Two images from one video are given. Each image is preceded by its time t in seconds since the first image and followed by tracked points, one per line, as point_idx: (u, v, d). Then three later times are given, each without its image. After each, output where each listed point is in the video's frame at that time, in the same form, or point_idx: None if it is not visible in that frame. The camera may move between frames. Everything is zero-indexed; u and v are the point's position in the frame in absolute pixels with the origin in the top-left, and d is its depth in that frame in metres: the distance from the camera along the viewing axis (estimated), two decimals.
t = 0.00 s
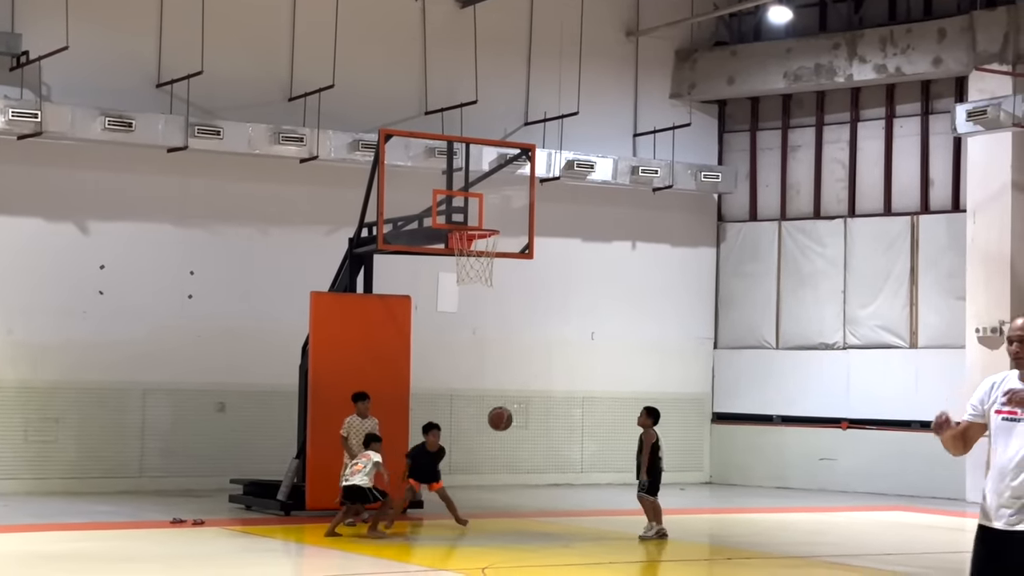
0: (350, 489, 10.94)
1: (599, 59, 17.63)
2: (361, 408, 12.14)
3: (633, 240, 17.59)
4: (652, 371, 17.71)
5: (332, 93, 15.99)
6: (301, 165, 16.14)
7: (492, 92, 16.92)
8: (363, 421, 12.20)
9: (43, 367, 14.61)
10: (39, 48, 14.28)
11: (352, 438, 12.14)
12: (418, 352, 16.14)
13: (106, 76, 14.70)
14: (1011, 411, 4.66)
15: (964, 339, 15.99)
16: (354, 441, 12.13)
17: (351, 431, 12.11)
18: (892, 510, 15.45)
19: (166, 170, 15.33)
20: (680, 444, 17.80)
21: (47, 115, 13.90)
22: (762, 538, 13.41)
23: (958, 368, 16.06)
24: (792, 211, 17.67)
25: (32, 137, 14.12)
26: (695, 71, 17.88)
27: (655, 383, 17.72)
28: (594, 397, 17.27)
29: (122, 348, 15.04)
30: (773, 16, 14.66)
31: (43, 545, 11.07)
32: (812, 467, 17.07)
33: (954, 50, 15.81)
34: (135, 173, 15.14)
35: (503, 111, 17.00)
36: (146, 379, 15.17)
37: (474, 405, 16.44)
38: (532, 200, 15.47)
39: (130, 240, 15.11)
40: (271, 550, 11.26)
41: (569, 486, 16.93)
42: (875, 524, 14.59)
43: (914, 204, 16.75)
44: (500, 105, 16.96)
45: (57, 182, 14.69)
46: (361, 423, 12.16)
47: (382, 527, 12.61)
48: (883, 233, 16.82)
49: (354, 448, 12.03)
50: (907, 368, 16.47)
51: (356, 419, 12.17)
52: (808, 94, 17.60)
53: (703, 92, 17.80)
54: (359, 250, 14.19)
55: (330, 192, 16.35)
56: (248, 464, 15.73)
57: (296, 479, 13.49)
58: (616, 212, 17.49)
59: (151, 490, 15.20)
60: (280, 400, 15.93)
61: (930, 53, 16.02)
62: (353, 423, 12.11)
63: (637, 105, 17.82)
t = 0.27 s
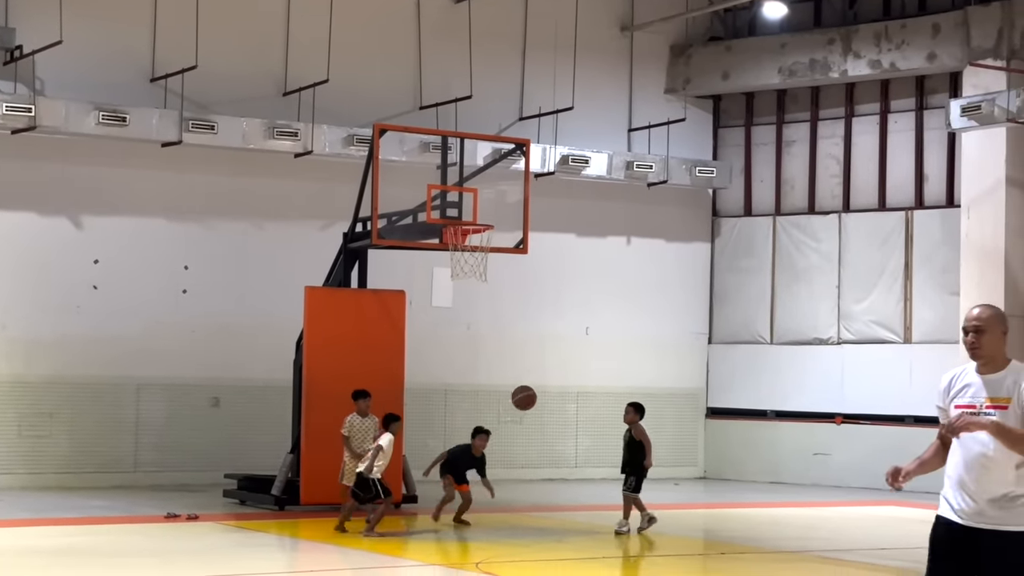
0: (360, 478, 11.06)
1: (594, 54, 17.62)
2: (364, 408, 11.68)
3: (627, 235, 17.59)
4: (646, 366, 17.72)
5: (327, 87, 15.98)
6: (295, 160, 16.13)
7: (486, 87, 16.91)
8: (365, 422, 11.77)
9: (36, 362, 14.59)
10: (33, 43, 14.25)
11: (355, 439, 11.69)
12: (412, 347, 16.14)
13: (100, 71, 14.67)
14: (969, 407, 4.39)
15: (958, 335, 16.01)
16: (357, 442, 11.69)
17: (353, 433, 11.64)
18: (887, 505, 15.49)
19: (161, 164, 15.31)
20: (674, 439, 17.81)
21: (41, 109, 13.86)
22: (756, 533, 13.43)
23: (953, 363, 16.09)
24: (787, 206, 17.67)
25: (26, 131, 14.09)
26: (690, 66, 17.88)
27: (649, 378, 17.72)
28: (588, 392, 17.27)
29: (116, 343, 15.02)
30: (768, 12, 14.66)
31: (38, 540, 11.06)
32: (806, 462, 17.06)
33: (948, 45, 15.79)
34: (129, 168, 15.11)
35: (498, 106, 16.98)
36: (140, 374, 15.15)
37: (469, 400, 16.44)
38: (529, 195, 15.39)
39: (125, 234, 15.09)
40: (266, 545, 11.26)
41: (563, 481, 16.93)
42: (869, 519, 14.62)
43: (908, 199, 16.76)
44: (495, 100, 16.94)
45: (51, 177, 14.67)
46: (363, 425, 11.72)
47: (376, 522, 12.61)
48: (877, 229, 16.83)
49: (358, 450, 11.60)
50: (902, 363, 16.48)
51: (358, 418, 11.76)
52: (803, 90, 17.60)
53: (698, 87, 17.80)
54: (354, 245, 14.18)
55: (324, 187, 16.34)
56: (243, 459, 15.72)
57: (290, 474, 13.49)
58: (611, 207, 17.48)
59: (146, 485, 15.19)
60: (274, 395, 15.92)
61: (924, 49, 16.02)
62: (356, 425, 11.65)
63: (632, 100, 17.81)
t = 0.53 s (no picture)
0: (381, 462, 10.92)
1: (589, 48, 17.60)
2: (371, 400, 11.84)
3: (622, 229, 17.59)
4: (642, 360, 17.73)
5: (322, 81, 15.96)
6: (290, 154, 16.11)
7: (481, 81, 16.89)
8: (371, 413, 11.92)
9: (32, 355, 14.58)
10: (27, 36, 14.22)
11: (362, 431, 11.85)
12: (407, 341, 16.15)
13: (95, 65, 14.65)
14: (917, 409, 4.39)
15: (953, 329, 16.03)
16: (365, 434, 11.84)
17: (361, 425, 11.83)
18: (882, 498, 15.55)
19: (155, 158, 15.30)
20: (669, 433, 17.83)
21: (36, 103, 13.85)
22: (751, 526, 13.46)
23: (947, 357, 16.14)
24: (782, 200, 17.67)
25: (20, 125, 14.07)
26: (685, 60, 17.86)
27: (644, 372, 17.74)
28: (583, 386, 17.28)
29: (111, 337, 15.02)
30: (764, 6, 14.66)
31: (32, 534, 11.07)
32: (800, 456, 17.10)
33: (943, 39, 15.81)
34: (124, 162, 15.10)
35: (493, 100, 16.97)
36: (135, 368, 15.15)
37: (464, 394, 16.45)
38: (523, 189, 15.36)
39: (119, 228, 15.08)
40: (261, 539, 11.28)
41: (558, 474, 16.95)
42: (864, 513, 14.67)
43: (903, 193, 16.76)
44: (490, 93, 16.92)
45: (45, 171, 14.65)
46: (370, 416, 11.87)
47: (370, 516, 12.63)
48: (872, 222, 16.83)
49: (367, 441, 11.77)
50: (897, 357, 16.50)
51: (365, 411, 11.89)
52: (798, 84, 17.58)
53: (693, 81, 17.78)
54: (349, 239, 14.27)
55: (319, 181, 16.33)
56: (238, 452, 15.73)
57: (286, 468, 13.51)
58: (606, 200, 17.48)
59: (141, 479, 15.20)
60: (269, 389, 15.93)
61: (919, 43, 16.02)
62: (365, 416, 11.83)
63: (627, 93, 17.79)
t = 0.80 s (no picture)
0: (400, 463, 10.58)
1: (586, 40, 17.58)
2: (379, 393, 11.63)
3: (619, 221, 17.59)
4: (639, 352, 17.74)
5: (318, 73, 15.95)
6: (287, 146, 16.11)
7: (478, 73, 16.87)
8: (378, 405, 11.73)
9: (28, 348, 14.58)
10: (23, 29, 14.20)
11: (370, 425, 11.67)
12: (405, 333, 16.16)
13: (91, 57, 14.63)
14: (853, 393, 4.22)
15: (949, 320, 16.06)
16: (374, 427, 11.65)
17: (370, 418, 11.64)
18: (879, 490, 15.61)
19: (152, 151, 15.29)
20: (666, 424, 17.84)
21: (32, 96, 13.83)
22: (747, 518, 13.49)
23: (944, 348, 16.18)
24: (779, 192, 17.68)
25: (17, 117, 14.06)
26: (682, 52, 17.85)
27: (641, 364, 17.75)
28: (580, 377, 17.29)
29: (108, 329, 15.02)
30: None
31: (29, 526, 11.08)
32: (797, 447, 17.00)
33: (939, 31, 15.81)
34: (120, 154, 15.10)
35: (490, 92, 16.95)
36: (132, 360, 15.16)
37: (460, 386, 16.46)
38: (518, 180, 15.32)
39: (116, 221, 15.07)
40: (258, 531, 11.30)
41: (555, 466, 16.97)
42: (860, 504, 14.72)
43: (899, 185, 16.76)
44: (486, 85, 16.90)
45: (42, 163, 14.64)
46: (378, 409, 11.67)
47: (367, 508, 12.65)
48: (869, 214, 16.83)
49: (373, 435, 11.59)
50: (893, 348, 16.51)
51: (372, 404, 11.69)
52: (794, 75, 17.57)
53: (690, 73, 17.76)
54: (345, 231, 14.26)
55: (315, 173, 16.33)
56: (235, 445, 15.74)
57: (283, 460, 13.53)
58: (602, 192, 17.47)
59: (139, 471, 15.21)
60: (266, 382, 15.93)
61: (915, 34, 16.02)
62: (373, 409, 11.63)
63: (623, 85, 17.76)
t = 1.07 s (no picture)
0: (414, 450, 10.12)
1: (580, 30, 17.54)
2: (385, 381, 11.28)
3: (614, 212, 17.57)
4: (633, 343, 17.73)
5: (312, 64, 15.92)
6: (281, 137, 16.08)
7: (473, 63, 16.83)
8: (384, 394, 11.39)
9: (22, 340, 14.56)
10: (16, 20, 14.16)
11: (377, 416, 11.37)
12: (399, 324, 16.16)
13: (84, 48, 14.59)
14: (781, 386, 4.20)
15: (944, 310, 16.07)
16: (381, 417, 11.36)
17: (377, 408, 11.33)
18: (873, 480, 15.64)
19: (146, 142, 15.26)
20: (661, 415, 17.85)
21: (25, 87, 13.79)
22: (742, 508, 13.51)
23: (938, 338, 16.18)
24: (774, 182, 17.66)
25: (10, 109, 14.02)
26: (676, 42, 17.80)
27: (636, 355, 17.74)
28: (574, 368, 17.28)
29: (102, 321, 15.00)
30: None
31: (23, 517, 11.07)
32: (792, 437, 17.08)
33: (934, 21, 15.79)
34: (114, 146, 15.07)
35: (484, 82, 16.91)
36: (126, 352, 15.15)
37: (455, 377, 16.45)
38: (512, 171, 15.36)
39: (110, 212, 15.04)
40: (253, 522, 11.30)
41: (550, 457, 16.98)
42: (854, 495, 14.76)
43: (894, 175, 16.75)
44: (481, 76, 16.85)
45: (35, 154, 14.61)
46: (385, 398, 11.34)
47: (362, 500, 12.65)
48: (863, 205, 16.82)
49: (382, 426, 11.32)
50: (888, 339, 16.53)
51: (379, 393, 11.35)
52: (789, 66, 17.54)
53: (684, 64, 17.72)
54: (340, 222, 14.28)
55: (310, 165, 16.30)
56: (229, 436, 15.73)
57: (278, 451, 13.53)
58: (597, 183, 17.45)
59: (133, 463, 15.21)
60: (260, 373, 15.92)
61: (910, 25, 16.01)
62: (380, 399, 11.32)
63: (618, 76, 17.73)
